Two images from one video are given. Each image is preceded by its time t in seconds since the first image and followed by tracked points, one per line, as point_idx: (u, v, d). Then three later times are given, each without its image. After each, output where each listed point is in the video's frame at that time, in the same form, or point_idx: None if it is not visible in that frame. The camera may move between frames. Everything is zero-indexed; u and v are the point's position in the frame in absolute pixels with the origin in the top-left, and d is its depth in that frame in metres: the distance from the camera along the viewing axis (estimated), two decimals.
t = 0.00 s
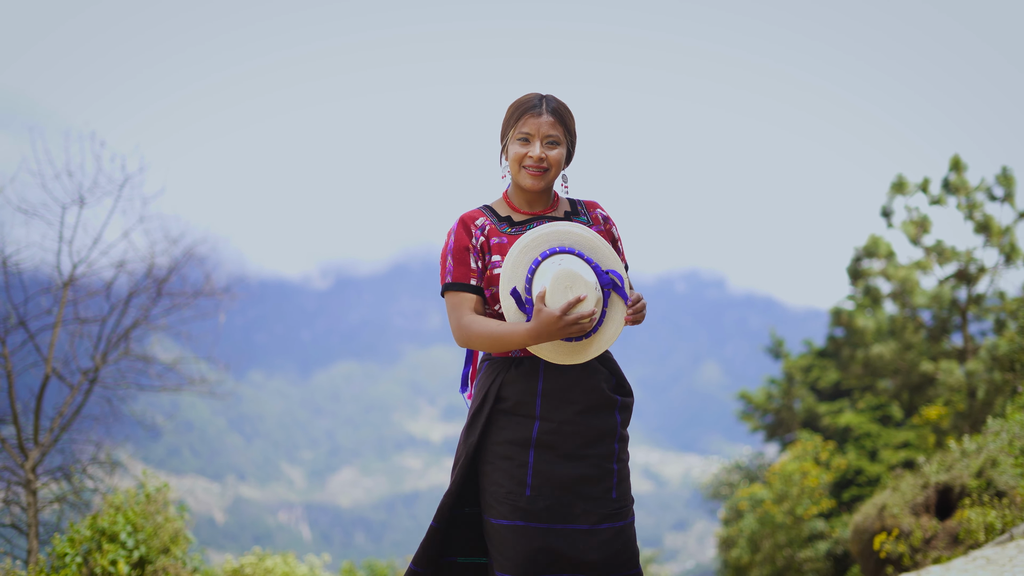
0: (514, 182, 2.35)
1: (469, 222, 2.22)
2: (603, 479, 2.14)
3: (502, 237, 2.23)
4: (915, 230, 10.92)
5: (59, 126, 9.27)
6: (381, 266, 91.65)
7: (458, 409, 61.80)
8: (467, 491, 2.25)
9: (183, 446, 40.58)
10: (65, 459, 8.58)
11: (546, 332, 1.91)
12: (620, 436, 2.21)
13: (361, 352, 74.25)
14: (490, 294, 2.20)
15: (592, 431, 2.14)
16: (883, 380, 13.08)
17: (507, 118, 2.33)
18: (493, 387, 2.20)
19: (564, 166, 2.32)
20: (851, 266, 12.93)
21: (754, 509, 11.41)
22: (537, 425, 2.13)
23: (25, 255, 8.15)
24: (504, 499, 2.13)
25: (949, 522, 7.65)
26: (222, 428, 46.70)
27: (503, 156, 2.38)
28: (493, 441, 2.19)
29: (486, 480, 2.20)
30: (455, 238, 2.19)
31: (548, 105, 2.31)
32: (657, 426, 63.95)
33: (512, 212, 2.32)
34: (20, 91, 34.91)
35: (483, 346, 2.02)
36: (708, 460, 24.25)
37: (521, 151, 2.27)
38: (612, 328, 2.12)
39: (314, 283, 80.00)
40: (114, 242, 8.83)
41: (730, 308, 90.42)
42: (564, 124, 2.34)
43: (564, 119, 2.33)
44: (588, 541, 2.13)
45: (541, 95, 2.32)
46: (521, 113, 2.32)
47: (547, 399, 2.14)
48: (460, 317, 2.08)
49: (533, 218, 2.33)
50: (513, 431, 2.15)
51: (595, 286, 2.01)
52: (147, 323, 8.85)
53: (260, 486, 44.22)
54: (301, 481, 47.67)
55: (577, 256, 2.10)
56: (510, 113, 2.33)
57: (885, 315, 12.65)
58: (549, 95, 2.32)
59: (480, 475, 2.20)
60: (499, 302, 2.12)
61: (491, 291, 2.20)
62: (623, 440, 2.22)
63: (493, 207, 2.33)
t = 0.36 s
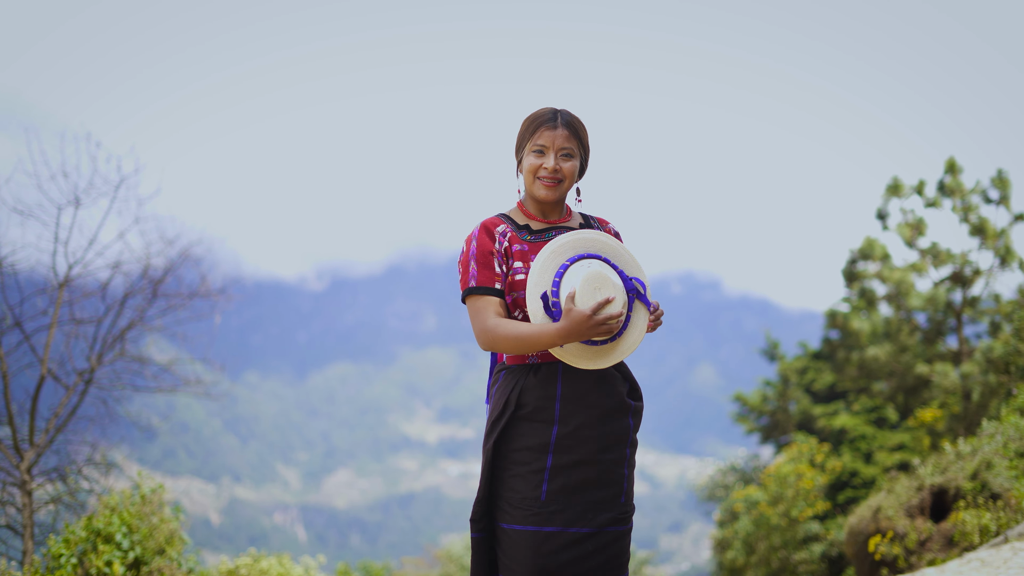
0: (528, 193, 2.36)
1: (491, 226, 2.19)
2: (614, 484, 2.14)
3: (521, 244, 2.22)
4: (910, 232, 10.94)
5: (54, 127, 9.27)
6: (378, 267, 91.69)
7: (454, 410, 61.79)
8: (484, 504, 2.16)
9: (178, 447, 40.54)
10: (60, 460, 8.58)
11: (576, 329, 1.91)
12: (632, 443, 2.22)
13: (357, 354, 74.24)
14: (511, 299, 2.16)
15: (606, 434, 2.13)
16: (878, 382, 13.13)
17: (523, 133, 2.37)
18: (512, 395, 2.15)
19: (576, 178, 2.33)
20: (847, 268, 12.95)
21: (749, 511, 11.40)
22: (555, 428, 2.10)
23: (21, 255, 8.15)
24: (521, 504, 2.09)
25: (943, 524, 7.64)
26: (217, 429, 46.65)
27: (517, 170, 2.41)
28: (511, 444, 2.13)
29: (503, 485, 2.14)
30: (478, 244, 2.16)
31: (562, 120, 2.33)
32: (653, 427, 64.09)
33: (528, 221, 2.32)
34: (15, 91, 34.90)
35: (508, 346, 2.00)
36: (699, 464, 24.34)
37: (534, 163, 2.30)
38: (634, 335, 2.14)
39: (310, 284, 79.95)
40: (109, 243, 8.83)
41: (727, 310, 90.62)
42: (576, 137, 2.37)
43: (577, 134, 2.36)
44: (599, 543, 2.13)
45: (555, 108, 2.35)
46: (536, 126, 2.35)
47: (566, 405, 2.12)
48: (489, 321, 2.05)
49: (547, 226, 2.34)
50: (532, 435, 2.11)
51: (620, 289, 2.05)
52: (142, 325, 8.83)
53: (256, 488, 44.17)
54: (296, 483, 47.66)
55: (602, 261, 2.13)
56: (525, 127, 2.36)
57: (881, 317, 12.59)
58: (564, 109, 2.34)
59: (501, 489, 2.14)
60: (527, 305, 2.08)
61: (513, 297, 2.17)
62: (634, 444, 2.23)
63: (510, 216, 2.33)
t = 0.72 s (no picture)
0: (531, 206, 2.38)
1: (474, 238, 2.37)
2: (585, 479, 2.15)
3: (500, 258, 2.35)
4: (907, 231, 10.93)
5: (50, 125, 9.26)
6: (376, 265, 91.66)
7: (451, 408, 61.82)
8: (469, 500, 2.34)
9: (175, 445, 40.55)
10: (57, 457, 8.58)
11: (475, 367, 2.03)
12: (614, 444, 2.21)
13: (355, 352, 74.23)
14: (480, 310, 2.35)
15: (576, 430, 2.17)
16: (875, 380, 13.16)
17: (524, 146, 2.41)
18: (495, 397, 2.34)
19: (577, 188, 2.32)
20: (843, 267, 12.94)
21: (746, 509, 11.39)
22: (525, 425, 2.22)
23: (17, 254, 8.16)
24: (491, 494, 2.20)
25: (940, 522, 7.66)
26: (214, 428, 46.65)
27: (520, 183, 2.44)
28: (489, 445, 2.31)
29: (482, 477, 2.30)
30: (461, 253, 2.39)
31: (557, 131, 2.36)
32: (651, 425, 64.18)
33: (524, 232, 2.37)
34: (12, 88, 34.91)
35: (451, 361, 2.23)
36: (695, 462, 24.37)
37: (533, 176, 2.34)
38: (564, 376, 2.07)
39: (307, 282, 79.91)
40: (106, 240, 8.81)
41: (724, 308, 90.73)
42: (576, 146, 2.37)
43: (576, 145, 2.36)
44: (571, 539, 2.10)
45: (554, 119, 2.37)
46: (536, 138, 2.38)
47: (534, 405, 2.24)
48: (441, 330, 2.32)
49: (544, 238, 2.35)
50: (505, 433, 2.26)
51: (537, 338, 2.01)
52: (139, 322, 8.85)
53: (253, 486, 44.18)
54: (293, 480, 47.67)
55: (537, 300, 2.09)
56: (524, 140, 2.39)
57: (878, 315, 12.52)
58: (560, 120, 2.37)
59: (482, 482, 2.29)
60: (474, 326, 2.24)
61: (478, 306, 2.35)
62: (615, 448, 2.21)
63: (509, 225, 2.42)
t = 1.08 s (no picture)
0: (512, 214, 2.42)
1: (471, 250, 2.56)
2: (510, 484, 2.10)
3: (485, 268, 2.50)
4: (908, 228, 10.93)
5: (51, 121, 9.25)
6: (376, 264, 91.68)
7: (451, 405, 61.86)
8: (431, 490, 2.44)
9: (176, 443, 40.57)
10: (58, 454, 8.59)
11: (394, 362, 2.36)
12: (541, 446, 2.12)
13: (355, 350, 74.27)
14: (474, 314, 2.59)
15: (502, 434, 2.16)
16: (876, 377, 13.15)
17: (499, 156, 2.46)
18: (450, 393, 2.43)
19: (544, 191, 2.30)
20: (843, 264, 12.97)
21: (747, 506, 11.37)
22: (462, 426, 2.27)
23: (17, 250, 8.17)
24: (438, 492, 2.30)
25: (940, 519, 7.66)
26: (215, 425, 46.65)
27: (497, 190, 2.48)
28: (441, 435, 2.39)
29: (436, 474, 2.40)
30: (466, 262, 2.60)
31: (521, 136, 2.36)
32: (651, 423, 64.23)
33: (512, 240, 2.45)
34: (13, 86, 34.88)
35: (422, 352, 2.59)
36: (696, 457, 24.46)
37: (501, 184, 2.38)
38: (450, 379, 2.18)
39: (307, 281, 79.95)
40: (107, 237, 8.79)
41: (723, 305, 90.83)
42: (544, 149, 2.36)
43: (541, 146, 2.35)
44: (496, 548, 2.06)
45: (515, 126, 2.38)
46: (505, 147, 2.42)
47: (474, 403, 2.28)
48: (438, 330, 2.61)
49: (524, 244, 2.37)
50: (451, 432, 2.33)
51: (424, 337, 2.20)
52: (139, 319, 8.91)
53: (253, 483, 44.16)
54: (293, 478, 47.74)
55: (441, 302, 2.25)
56: (490, 149, 2.43)
57: (879, 312, 12.59)
58: (525, 124, 2.37)
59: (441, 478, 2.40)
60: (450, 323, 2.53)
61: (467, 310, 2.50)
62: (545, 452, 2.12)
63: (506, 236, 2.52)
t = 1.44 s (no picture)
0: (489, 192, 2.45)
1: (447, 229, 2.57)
2: (511, 477, 2.10)
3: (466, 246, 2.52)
4: (908, 224, 10.93)
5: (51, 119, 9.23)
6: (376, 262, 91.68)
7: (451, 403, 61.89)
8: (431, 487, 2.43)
9: (176, 442, 40.63)
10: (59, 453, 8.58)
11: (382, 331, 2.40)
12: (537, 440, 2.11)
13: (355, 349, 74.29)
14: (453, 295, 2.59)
15: (497, 430, 2.14)
16: (876, 374, 13.13)
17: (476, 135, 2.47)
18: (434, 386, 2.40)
19: (524, 168, 2.34)
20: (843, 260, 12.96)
21: (748, 503, 11.37)
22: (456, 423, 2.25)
23: (17, 249, 8.18)
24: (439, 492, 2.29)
25: (941, 515, 7.66)
26: (215, 423, 46.64)
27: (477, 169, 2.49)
28: (438, 432, 2.35)
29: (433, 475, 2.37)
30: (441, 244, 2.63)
31: (504, 113, 2.38)
32: (651, 421, 64.29)
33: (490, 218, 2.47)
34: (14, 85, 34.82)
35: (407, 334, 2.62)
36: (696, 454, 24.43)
37: (481, 162, 2.39)
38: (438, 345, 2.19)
39: (307, 280, 79.95)
40: (107, 236, 8.80)
41: (724, 303, 90.89)
42: (523, 128, 2.38)
43: (522, 125, 2.37)
44: (500, 546, 2.06)
45: (496, 103, 2.39)
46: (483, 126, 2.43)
47: (466, 400, 2.25)
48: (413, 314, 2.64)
49: (503, 223, 2.40)
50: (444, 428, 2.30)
51: (410, 297, 2.25)
52: (139, 318, 8.91)
53: (254, 482, 44.17)
54: (294, 476, 47.76)
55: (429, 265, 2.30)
56: (471, 125, 2.45)
57: (879, 308, 12.52)
58: (508, 101, 2.39)
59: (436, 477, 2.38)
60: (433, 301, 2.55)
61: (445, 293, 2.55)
62: (542, 446, 2.11)
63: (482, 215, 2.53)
